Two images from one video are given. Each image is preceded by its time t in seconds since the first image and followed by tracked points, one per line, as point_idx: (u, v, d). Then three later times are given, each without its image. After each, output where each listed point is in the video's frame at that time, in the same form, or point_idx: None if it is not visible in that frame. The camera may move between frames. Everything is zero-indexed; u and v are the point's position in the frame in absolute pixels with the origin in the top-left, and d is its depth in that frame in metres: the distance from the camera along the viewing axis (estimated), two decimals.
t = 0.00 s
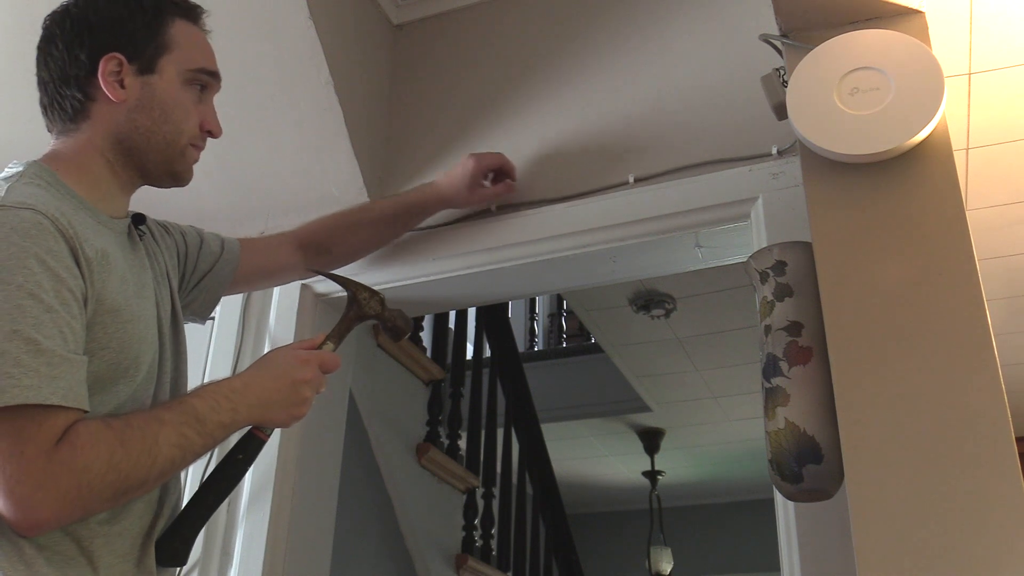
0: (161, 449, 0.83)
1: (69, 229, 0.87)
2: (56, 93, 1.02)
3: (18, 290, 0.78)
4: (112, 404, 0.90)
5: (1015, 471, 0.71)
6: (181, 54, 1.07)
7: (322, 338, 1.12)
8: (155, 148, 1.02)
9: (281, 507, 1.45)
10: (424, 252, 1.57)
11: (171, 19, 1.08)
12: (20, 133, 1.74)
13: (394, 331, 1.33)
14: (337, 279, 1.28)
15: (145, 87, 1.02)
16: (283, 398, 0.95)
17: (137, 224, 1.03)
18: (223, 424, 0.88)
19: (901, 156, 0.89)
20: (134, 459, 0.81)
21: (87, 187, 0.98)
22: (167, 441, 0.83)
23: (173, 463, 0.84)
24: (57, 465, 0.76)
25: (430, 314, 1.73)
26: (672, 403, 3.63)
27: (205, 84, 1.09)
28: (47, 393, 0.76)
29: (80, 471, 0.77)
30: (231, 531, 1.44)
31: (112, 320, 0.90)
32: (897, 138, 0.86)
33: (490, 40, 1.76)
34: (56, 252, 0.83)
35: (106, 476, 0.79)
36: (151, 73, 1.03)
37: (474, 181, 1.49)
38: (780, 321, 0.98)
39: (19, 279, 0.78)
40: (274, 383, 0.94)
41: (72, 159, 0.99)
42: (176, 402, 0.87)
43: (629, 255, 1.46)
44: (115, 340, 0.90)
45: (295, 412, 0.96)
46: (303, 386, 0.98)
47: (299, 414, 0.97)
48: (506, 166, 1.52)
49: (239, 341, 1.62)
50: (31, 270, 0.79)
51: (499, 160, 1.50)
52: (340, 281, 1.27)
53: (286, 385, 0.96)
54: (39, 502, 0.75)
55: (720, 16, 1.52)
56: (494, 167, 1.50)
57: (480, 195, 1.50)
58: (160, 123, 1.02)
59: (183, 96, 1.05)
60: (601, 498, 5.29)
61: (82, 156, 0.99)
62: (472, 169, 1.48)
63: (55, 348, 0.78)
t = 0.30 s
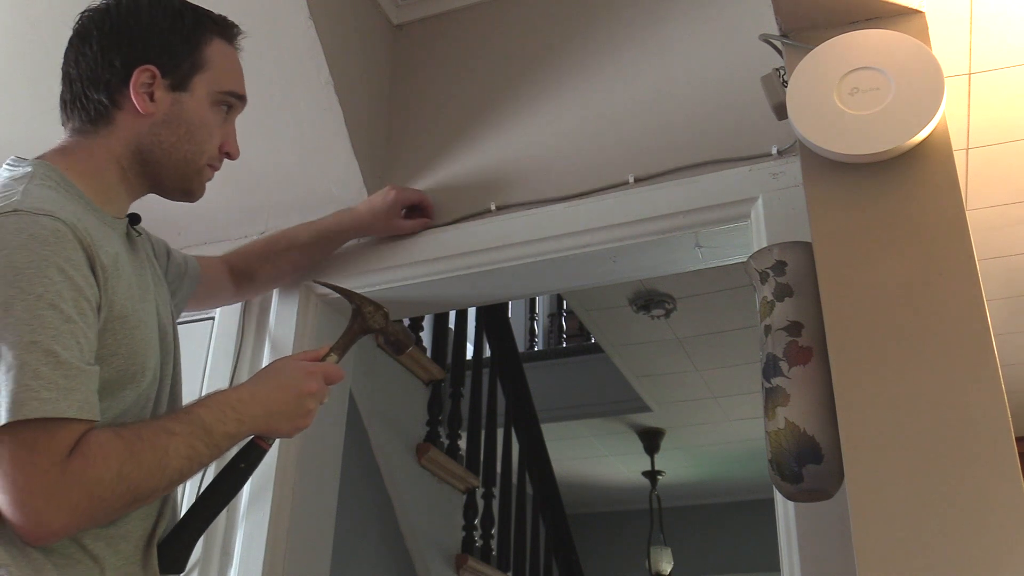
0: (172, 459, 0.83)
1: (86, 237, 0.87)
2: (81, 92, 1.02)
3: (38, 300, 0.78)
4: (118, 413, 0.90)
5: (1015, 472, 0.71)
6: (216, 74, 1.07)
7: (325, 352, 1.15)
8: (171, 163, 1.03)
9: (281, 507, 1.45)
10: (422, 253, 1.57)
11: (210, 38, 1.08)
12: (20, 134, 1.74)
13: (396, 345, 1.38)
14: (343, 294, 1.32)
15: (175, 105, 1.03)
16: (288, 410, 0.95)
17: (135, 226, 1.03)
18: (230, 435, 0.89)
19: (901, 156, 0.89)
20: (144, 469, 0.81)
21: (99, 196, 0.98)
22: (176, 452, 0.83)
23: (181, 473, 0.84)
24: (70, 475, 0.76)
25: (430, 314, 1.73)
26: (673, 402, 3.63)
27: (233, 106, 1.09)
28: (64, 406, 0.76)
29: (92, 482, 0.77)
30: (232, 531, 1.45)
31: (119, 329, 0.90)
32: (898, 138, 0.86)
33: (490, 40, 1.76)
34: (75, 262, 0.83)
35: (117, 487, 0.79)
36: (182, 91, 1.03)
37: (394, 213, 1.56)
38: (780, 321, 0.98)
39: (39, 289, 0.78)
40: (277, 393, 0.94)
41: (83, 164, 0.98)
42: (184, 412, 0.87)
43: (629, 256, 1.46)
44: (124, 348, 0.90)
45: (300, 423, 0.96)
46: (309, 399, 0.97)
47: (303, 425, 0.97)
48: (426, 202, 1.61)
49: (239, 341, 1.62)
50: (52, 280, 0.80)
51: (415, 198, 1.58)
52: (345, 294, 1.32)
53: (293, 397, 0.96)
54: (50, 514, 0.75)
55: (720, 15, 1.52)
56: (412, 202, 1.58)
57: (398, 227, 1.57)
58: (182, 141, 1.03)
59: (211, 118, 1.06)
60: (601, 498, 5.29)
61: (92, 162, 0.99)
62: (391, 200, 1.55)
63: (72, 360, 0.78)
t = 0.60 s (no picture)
0: (193, 460, 0.83)
1: (107, 238, 0.87)
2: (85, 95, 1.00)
3: (67, 301, 0.78)
4: (130, 412, 0.90)
5: (1015, 472, 0.71)
6: (224, 78, 1.07)
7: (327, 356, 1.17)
8: (178, 168, 1.04)
9: (281, 507, 1.45)
10: (422, 253, 1.57)
11: (218, 40, 1.08)
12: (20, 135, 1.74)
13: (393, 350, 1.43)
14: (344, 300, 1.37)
15: (183, 113, 1.03)
16: (298, 410, 0.95)
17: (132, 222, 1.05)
18: (243, 435, 0.89)
19: (901, 156, 0.89)
20: (168, 469, 0.81)
21: (104, 194, 0.99)
22: (196, 453, 0.84)
23: (201, 472, 0.85)
24: (99, 475, 0.76)
25: (430, 314, 1.73)
26: (673, 402, 3.63)
27: (236, 109, 1.10)
28: (95, 406, 0.76)
29: (119, 482, 0.77)
30: (232, 531, 1.45)
31: (129, 330, 0.89)
32: (898, 138, 0.86)
33: (490, 40, 1.76)
34: (99, 264, 0.83)
35: (143, 486, 0.80)
36: (190, 99, 1.03)
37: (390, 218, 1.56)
38: (780, 321, 0.98)
39: (69, 290, 0.78)
40: (287, 396, 0.94)
41: (93, 168, 0.99)
42: (200, 413, 0.87)
43: (630, 256, 1.46)
44: (136, 349, 0.90)
45: (306, 424, 0.96)
46: (316, 401, 0.97)
47: (309, 426, 0.97)
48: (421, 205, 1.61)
49: (239, 340, 1.62)
50: (80, 281, 0.79)
51: (411, 202, 1.58)
52: (348, 302, 1.36)
53: (302, 399, 0.96)
54: (80, 512, 0.75)
55: (719, 15, 1.52)
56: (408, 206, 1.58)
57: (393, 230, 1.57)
58: (191, 148, 1.04)
59: (218, 124, 1.06)
60: (601, 498, 5.29)
61: (100, 165, 0.99)
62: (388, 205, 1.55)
63: (101, 360, 0.78)
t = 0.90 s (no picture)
0: (193, 461, 0.84)
1: (106, 238, 0.87)
2: (85, 97, 0.96)
3: (67, 301, 0.78)
4: (130, 411, 0.90)
5: (1015, 472, 0.71)
6: (211, 70, 1.09)
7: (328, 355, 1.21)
8: (177, 164, 1.06)
9: (281, 506, 1.45)
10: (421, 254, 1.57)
11: (206, 33, 1.08)
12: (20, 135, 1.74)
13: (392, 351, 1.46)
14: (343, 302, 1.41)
15: (186, 110, 1.04)
16: (296, 413, 0.96)
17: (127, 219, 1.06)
18: (242, 437, 0.89)
19: (901, 156, 0.89)
20: (167, 471, 0.81)
21: (106, 193, 0.98)
22: (195, 454, 0.84)
23: (200, 473, 0.85)
24: (99, 475, 0.76)
25: (430, 314, 1.73)
26: (673, 402, 3.63)
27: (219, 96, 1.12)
28: (97, 406, 0.76)
29: (119, 482, 0.77)
30: (232, 532, 1.45)
31: (130, 328, 0.89)
32: (898, 138, 0.86)
33: (490, 40, 1.76)
34: (98, 262, 0.83)
35: (142, 487, 0.79)
36: (191, 95, 1.04)
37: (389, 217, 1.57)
38: (780, 321, 0.98)
39: (68, 290, 0.78)
40: (286, 397, 0.95)
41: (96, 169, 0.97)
42: (199, 414, 0.87)
43: (629, 256, 1.46)
44: (135, 347, 0.90)
45: (305, 426, 0.97)
46: (314, 403, 0.98)
47: (307, 428, 0.97)
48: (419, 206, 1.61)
49: (239, 341, 1.62)
50: (79, 280, 0.79)
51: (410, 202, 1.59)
52: (347, 303, 1.41)
53: (301, 400, 0.97)
54: (80, 510, 0.75)
55: (720, 15, 1.52)
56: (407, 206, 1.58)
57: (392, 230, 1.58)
58: (190, 142, 1.06)
59: (208, 115, 1.09)
60: (601, 498, 5.29)
61: (105, 163, 0.98)
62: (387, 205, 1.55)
63: (101, 360, 0.78)
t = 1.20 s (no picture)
0: (192, 443, 0.83)
1: (99, 221, 0.87)
2: (60, 87, 0.96)
3: (62, 277, 0.78)
4: (132, 395, 0.90)
5: (1015, 472, 0.71)
6: (169, 49, 1.09)
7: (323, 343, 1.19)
8: (160, 146, 1.05)
9: (281, 507, 1.45)
10: (422, 254, 1.57)
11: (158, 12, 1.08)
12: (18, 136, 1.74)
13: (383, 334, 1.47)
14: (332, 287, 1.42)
15: (159, 88, 1.04)
16: (295, 398, 0.95)
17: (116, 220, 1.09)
18: (241, 423, 0.89)
19: (901, 157, 0.89)
20: (166, 451, 0.81)
21: (98, 182, 0.98)
22: (195, 436, 0.84)
23: (200, 456, 0.84)
24: (98, 454, 0.76)
25: (430, 313, 1.73)
26: (673, 403, 3.63)
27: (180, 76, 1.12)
28: (96, 380, 0.76)
29: (118, 462, 0.77)
30: (232, 531, 1.44)
31: (125, 313, 0.90)
32: (898, 138, 0.86)
33: (489, 40, 1.76)
34: (91, 241, 0.83)
35: (141, 467, 0.79)
36: (160, 74, 1.05)
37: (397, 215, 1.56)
38: (780, 321, 0.98)
39: (62, 267, 0.78)
40: (287, 383, 0.95)
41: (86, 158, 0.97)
42: (198, 398, 0.87)
43: (630, 256, 1.45)
44: (132, 332, 0.90)
45: (305, 412, 0.97)
46: (313, 388, 0.98)
47: (308, 413, 0.97)
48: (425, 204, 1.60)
49: (239, 341, 1.62)
50: (72, 257, 0.80)
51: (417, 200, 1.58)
52: (340, 290, 1.41)
53: (300, 386, 0.96)
54: (78, 487, 0.74)
55: (720, 15, 1.52)
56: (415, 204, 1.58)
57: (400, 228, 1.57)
58: (169, 121, 1.06)
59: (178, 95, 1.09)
60: (601, 498, 5.29)
61: (92, 152, 0.97)
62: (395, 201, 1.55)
63: (98, 336, 0.78)
